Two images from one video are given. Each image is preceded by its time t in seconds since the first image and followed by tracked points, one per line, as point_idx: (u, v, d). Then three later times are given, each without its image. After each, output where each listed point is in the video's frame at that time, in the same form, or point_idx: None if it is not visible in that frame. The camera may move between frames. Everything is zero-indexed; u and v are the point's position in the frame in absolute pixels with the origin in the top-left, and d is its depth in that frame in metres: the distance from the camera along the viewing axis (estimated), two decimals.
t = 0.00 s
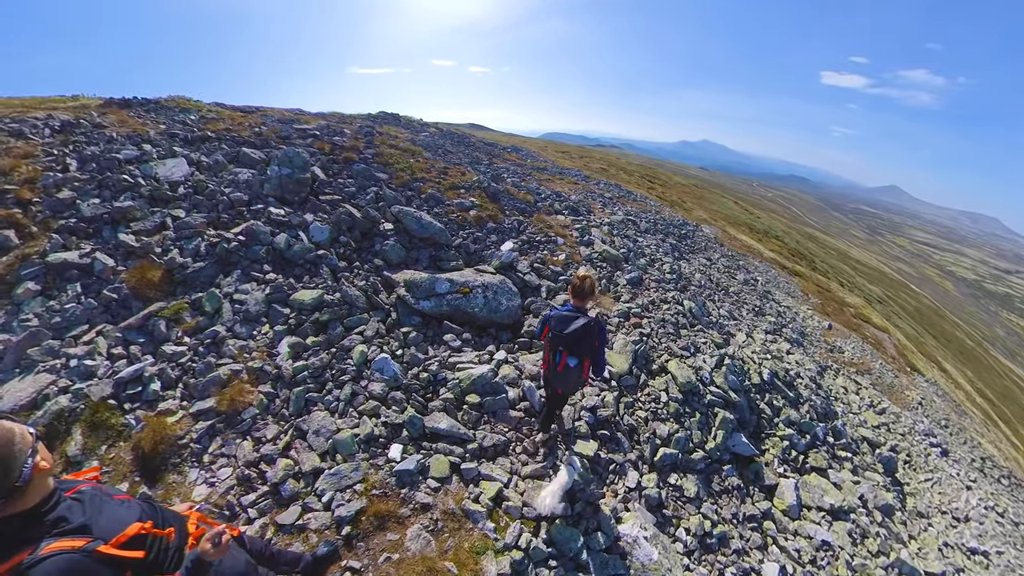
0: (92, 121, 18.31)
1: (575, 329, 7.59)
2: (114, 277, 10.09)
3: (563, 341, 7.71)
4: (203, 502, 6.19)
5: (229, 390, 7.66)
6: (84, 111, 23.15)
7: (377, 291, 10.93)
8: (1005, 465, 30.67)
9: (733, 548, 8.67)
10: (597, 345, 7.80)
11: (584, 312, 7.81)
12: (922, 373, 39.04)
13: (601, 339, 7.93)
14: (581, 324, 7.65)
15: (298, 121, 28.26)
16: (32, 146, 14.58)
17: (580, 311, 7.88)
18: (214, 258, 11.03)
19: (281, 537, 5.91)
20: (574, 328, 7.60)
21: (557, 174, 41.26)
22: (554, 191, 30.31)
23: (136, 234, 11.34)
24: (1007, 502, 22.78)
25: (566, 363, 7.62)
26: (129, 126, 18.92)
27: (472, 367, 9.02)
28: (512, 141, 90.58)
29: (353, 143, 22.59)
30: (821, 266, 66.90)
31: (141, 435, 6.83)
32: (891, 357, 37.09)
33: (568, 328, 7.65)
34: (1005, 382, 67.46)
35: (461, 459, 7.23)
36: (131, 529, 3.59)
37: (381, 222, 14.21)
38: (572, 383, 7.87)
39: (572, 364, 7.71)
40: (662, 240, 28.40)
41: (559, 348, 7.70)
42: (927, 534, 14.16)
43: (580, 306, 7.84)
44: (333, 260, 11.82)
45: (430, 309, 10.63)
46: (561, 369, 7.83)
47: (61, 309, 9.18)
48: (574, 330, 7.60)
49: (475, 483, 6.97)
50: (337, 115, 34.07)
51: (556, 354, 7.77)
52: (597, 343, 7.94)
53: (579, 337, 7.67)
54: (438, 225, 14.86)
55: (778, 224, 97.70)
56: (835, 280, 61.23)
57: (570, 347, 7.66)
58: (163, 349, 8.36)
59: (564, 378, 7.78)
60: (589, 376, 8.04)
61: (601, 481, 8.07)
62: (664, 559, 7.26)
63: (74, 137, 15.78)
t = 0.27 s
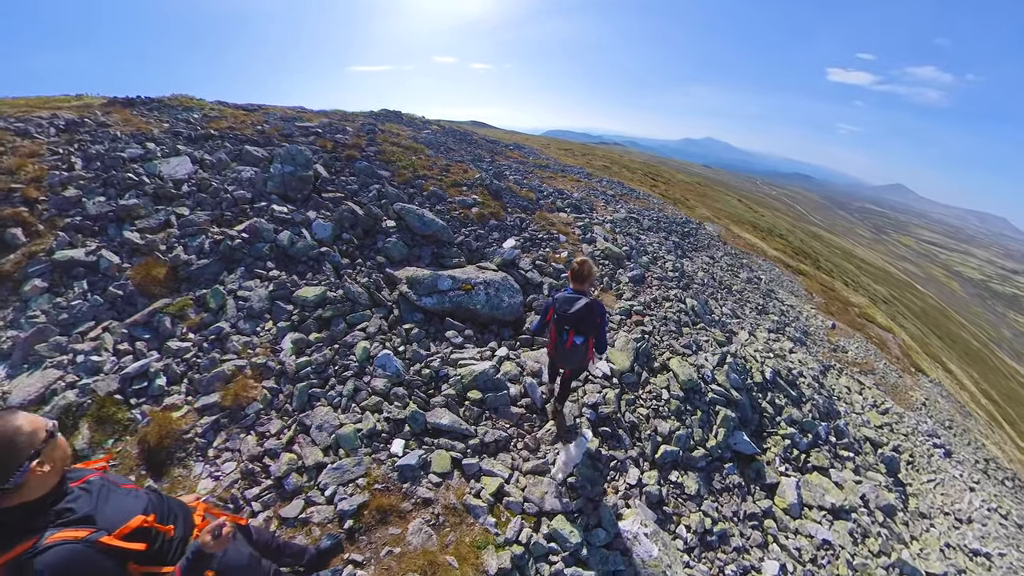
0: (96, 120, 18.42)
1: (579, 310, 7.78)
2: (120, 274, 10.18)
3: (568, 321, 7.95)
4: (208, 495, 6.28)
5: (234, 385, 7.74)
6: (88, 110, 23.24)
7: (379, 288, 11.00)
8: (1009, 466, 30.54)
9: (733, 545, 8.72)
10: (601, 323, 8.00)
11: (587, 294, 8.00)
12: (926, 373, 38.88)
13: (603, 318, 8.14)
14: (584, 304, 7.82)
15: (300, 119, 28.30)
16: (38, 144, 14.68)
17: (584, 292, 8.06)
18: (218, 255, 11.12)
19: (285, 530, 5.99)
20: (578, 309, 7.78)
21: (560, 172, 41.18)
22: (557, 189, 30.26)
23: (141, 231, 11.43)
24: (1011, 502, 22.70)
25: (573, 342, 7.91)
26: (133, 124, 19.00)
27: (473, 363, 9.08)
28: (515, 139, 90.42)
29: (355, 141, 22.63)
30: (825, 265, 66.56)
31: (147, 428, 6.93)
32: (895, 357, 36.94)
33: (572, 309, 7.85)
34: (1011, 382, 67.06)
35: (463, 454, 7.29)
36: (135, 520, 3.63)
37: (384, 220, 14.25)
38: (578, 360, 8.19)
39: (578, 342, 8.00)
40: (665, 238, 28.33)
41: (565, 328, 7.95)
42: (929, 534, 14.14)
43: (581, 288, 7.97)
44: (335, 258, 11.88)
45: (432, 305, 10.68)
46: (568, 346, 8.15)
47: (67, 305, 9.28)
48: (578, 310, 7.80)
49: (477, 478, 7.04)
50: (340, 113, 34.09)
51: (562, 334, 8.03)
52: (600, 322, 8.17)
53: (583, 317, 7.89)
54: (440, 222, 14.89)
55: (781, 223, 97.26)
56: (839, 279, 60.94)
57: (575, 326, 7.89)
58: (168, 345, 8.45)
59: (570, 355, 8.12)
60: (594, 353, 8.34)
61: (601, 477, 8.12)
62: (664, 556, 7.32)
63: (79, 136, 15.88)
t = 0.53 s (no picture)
0: (108, 121, 18.77)
1: (571, 294, 8.43)
2: (136, 271, 10.53)
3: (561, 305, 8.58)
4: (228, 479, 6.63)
5: (250, 377, 8.09)
6: (98, 111, 23.62)
7: (387, 285, 11.33)
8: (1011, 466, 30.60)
9: (729, 535, 9.02)
10: (592, 308, 8.57)
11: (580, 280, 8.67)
12: (929, 374, 38.97)
13: (595, 305, 8.72)
14: (576, 289, 8.48)
15: (305, 119, 28.62)
16: (53, 145, 15.05)
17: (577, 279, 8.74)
18: (230, 253, 11.47)
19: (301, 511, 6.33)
20: (570, 292, 8.44)
21: (562, 171, 41.41)
22: (559, 188, 30.51)
23: (156, 229, 11.78)
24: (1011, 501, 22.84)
25: (563, 322, 8.49)
26: (144, 125, 19.36)
27: (479, 357, 9.41)
28: (517, 137, 90.69)
29: (361, 141, 22.94)
30: (828, 265, 66.53)
31: (169, 416, 7.29)
32: (896, 357, 37.05)
33: (564, 293, 8.52)
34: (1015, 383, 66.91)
35: (469, 442, 7.63)
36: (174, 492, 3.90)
37: (390, 219, 14.57)
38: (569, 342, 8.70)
39: (569, 324, 8.56)
40: (667, 237, 28.56)
41: (557, 310, 8.57)
42: (925, 531, 14.33)
43: (575, 275, 8.66)
44: (344, 255, 12.22)
45: (438, 302, 11.00)
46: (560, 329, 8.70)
47: (87, 301, 9.63)
48: (570, 293, 8.46)
49: (483, 464, 7.38)
50: (344, 114, 34.39)
51: (554, 316, 8.64)
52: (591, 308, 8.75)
53: (575, 300, 8.52)
54: (445, 221, 15.20)
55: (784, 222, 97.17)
56: (842, 279, 60.94)
57: (567, 308, 8.49)
58: (186, 339, 8.80)
59: (562, 336, 8.65)
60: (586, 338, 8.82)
61: (602, 466, 8.43)
62: (661, 541, 7.64)
63: (92, 137, 16.24)
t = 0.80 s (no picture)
0: (124, 122, 19.34)
1: (564, 271, 9.43)
2: (159, 266, 11.06)
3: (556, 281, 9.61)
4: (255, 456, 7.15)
5: (272, 364, 8.60)
6: (112, 113, 24.18)
7: (398, 281, 11.86)
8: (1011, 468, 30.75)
9: (724, 520, 9.46)
10: (583, 285, 9.51)
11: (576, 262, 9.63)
12: (929, 376, 39.19)
13: (587, 284, 9.63)
14: (569, 268, 9.44)
15: (313, 121, 29.18)
16: (74, 145, 15.60)
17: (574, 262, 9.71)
18: (248, 249, 12.00)
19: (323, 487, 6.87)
20: (563, 271, 9.43)
21: (565, 173, 41.87)
22: (562, 190, 31.00)
23: (176, 227, 12.32)
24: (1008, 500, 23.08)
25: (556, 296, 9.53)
26: (159, 126, 19.92)
27: (486, 349, 9.94)
28: (520, 140, 91.33)
29: (368, 143, 23.47)
30: (830, 268, 66.71)
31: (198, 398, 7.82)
32: (896, 359, 37.32)
33: (559, 271, 9.55)
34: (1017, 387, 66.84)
35: (478, 427, 8.19)
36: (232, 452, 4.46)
37: (400, 218, 15.09)
38: (561, 315, 9.73)
39: (562, 297, 9.58)
40: (668, 238, 29.02)
41: (553, 285, 9.62)
42: (920, 528, 14.53)
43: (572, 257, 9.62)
44: (356, 253, 12.75)
45: (447, 297, 11.53)
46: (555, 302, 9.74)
47: (114, 293, 10.16)
48: (563, 271, 9.45)
49: (491, 447, 7.94)
50: (351, 116, 34.95)
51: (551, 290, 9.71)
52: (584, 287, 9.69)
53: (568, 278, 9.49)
54: (452, 221, 15.72)
55: (786, 225, 97.33)
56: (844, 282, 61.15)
57: (560, 284, 9.52)
58: (210, 329, 9.31)
59: (555, 308, 9.71)
60: (578, 313, 9.79)
61: (602, 452, 8.94)
62: (658, 521, 8.12)
63: (111, 138, 16.80)
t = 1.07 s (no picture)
0: (138, 122, 19.81)
1: (562, 254, 10.20)
2: (175, 259, 11.45)
3: (554, 263, 10.33)
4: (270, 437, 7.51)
5: (285, 352, 8.95)
6: (124, 114, 24.70)
7: (406, 276, 12.23)
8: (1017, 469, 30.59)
9: (721, 508, 9.72)
10: (578, 268, 10.23)
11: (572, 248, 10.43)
12: (933, 377, 39.13)
13: (582, 268, 10.31)
14: (566, 252, 10.21)
15: (320, 122, 29.62)
16: (91, 144, 16.06)
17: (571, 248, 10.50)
18: (260, 244, 12.37)
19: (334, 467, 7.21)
20: (561, 253, 10.19)
21: (568, 174, 42.16)
22: (565, 190, 31.30)
23: (191, 222, 12.71)
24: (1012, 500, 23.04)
25: (553, 275, 10.18)
26: (171, 127, 20.38)
27: (491, 341, 10.29)
28: (524, 142, 91.82)
29: (374, 143, 23.87)
30: (834, 269, 66.53)
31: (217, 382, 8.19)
32: (899, 361, 37.30)
33: (556, 254, 10.31)
34: None
35: (482, 413, 8.57)
36: (258, 419, 4.94)
37: (406, 216, 15.46)
38: (556, 295, 10.33)
39: (558, 277, 10.22)
40: (670, 238, 29.28)
41: (550, 267, 10.33)
42: (919, 524, 14.42)
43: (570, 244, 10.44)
44: (364, 249, 13.12)
45: (453, 291, 11.87)
46: (551, 282, 10.36)
47: (133, 285, 10.55)
48: (561, 254, 10.21)
49: (494, 432, 8.29)
50: (357, 117, 35.40)
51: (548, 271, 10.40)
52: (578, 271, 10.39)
53: (565, 260, 10.24)
54: (457, 219, 16.08)
55: (791, 227, 97.01)
56: (848, 283, 61.00)
57: (557, 265, 10.22)
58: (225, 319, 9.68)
59: (551, 288, 10.31)
60: (571, 296, 10.41)
61: (602, 439, 9.26)
62: (655, 506, 8.40)
63: (126, 137, 17.26)
